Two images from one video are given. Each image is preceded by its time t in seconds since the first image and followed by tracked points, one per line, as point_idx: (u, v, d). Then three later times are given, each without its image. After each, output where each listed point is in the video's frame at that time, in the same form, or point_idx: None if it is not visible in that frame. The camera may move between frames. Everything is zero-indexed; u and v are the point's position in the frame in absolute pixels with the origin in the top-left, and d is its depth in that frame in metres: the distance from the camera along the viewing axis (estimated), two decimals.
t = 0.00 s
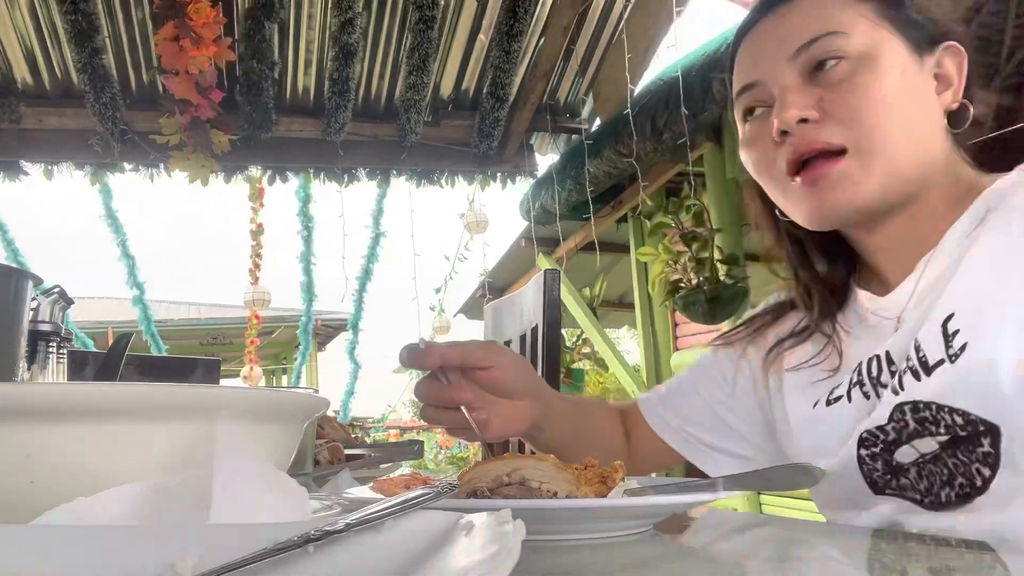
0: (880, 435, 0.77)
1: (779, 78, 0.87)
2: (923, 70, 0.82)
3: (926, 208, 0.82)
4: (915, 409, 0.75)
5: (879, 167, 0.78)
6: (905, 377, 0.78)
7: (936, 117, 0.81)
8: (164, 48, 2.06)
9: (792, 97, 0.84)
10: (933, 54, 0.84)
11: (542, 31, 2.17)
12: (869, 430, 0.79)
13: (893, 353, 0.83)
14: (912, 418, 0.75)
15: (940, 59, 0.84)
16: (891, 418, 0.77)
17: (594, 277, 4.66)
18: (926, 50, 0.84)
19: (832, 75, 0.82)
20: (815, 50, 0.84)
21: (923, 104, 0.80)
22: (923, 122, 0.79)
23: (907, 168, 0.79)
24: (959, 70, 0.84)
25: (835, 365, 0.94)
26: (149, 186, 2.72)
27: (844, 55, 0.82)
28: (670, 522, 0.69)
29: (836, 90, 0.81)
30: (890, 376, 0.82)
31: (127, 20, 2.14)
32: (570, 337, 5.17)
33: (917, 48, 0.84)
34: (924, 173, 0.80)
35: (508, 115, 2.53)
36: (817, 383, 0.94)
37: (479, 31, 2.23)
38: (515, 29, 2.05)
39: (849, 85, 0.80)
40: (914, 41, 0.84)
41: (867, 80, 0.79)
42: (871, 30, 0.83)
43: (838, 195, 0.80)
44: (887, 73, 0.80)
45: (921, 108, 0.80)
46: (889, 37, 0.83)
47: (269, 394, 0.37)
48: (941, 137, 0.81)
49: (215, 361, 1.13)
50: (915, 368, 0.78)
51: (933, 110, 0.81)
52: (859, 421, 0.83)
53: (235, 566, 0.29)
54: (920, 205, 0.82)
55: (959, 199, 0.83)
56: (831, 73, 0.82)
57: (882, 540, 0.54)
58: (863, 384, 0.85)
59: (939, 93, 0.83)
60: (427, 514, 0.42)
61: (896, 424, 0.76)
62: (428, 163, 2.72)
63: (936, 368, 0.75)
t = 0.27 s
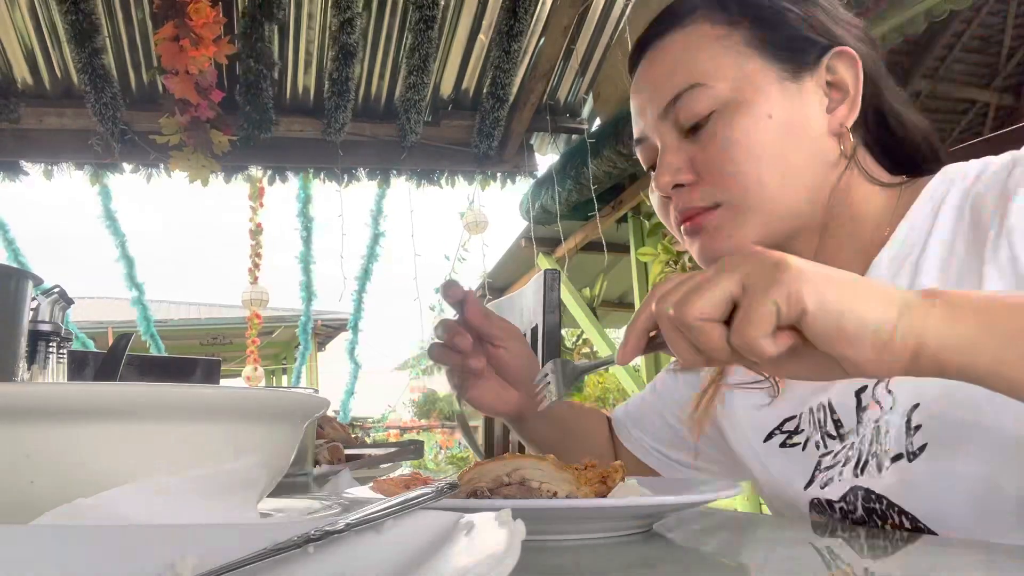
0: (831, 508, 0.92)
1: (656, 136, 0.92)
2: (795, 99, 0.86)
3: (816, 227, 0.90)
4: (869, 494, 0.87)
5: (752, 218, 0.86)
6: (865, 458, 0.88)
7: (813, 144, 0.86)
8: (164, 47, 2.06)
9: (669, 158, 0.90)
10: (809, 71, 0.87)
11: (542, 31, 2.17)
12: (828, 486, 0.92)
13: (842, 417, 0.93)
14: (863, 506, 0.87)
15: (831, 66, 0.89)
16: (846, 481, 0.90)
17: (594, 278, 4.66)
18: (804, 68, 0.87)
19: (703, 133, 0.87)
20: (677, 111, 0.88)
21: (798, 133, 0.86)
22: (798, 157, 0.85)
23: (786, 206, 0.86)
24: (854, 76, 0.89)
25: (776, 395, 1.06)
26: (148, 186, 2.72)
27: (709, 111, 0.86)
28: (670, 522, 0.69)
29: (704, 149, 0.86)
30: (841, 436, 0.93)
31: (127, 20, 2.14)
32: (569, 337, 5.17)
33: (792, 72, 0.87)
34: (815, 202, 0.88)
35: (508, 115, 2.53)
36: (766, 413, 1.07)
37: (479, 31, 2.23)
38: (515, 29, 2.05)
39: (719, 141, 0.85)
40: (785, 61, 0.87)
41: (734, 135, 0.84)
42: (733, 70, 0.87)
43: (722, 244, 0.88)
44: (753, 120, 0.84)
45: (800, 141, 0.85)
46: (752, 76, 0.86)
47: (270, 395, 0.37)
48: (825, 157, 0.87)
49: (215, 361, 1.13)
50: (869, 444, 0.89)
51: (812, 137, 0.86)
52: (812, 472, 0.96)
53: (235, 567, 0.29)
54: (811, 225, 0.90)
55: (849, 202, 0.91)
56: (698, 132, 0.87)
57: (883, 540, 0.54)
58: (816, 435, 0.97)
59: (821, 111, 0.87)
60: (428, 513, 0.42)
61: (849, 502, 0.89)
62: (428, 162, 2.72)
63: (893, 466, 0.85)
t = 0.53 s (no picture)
0: (833, 504, 0.86)
1: (665, 138, 0.94)
2: (808, 99, 0.86)
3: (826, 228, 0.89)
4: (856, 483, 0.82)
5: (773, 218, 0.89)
6: (860, 451, 0.84)
7: (826, 144, 0.86)
8: (165, 47, 2.07)
9: (675, 161, 0.93)
10: (819, 70, 0.87)
11: (542, 31, 2.17)
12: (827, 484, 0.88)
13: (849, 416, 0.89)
14: (862, 497, 0.82)
15: (843, 62, 0.88)
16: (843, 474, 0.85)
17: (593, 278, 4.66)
18: (814, 68, 0.87)
19: (713, 136, 0.88)
20: (686, 114, 0.89)
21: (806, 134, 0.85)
22: (808, 158, 0.85)
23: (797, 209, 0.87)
24: (865, 75, 0.88)
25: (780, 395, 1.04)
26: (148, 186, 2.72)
27: (720, 115, 0.86)
28: (670, 522, 0.69)
29: (714, 153, 0.88)
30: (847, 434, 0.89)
31: (127, 21, 2.14)
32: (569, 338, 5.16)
33: (799, 69, 0.86)
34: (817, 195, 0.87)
35: (508, 115, 2.53)
36: (774, 418, 1.04)
37: (479, 31, 2.23)
38: (515, 29, 2.05)
39: (731, 145, 0.86)
40: (797, 61, 0.87)
41: (745, 143, 0.85)
42: (747, 72, 0.86)
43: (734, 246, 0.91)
44: (764, 124, 0.85)
45: (808, 142, 0.85)
46: (765, 77, 0.86)
47: (270, 395, 0.37)
48: (838, 156, 0.86)
49: (215, 361, 1.13)
50: (865, 439, 0.84)
51: (824, 136, 0.86)
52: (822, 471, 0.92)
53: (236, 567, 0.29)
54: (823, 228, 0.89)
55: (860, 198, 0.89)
56: (707, 135, 0.88)
57: (883, 540, 0.54)
58: (823, 433, 0.94)
59: (833, 111, 0.87)
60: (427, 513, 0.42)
61: (848, 497, 0.84)
62: (428, 163, 2.72)
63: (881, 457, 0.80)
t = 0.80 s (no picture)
0: (825, 506, 0.91)
1: (653, 157, 0.91)
2: (793, 109, 0.87)
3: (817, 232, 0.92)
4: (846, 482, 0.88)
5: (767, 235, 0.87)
6: (847, 452, 0.90)
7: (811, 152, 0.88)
8: (165, 48, 2.07)
9: (665, 177, 0.90)
10: (804, 79, 0.88)
11: (542, 31, 2.17)
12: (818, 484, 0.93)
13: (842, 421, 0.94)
14: (852, 499, 0.87)
15: (825, 68, 0.91)
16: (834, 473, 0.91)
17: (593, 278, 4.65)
18: (799, 78, 0.88)
19: (704, 151, 0.86)
20: (674, 132, 0.87)
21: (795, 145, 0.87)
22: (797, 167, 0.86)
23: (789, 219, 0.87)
24: (846, 80, 0.91)
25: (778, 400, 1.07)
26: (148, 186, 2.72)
27: (709, 130, 0.85)
28: (670, 522, 0.68)
29: (707, 169, 0.86)
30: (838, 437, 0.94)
31: (127, 21, 2.14)
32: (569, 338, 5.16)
33: (782, 82, 0.87)
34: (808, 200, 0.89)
35: (508, 115, 2.53)
36: (770, 422, 1.07)
37: (479, 31, 2.23)
38: (515, 29, 2.05)
39: (723, 160, 0.85)
40: (779, 71, 0.87)
41: (737, 157, 0.84)
42: (731, 86, 0.86)
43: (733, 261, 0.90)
44: (752, 136, 0.84)
45: (797, 150, 0.87)
46: (750, 92, 0.85)
47: (270, 393, 0.37)
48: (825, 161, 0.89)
49: (215, 361, 1.13)
50: (852, 438, 0.90)
51: (810, 143, 0.88)
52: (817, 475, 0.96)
53: (236, 567, 0.29)
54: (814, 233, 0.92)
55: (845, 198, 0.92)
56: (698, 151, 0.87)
57: (884, 539, 0.54)
58: (814, 436, 0.98)
59: (818, 118, 0.89)
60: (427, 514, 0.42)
61: (837, 497, 0.89)
62: (428, 163, 2.72)
63: (866, 456, 0.86)
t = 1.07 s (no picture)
0: (827, 488, 0.89)
1: (681, 147, 0.90)
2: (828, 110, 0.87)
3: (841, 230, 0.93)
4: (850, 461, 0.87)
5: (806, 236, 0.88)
6: (849, 434, 0.89)
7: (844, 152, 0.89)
8: (165, 47, 2.07)
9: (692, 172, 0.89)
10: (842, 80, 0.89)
11: (542, 31, 2.17)
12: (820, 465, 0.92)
13: (847, 405, 0.93)
14: (855, 480, 0.86)
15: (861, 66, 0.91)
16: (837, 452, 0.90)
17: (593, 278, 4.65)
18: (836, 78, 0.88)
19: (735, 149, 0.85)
20: (707, 126, 0.85)
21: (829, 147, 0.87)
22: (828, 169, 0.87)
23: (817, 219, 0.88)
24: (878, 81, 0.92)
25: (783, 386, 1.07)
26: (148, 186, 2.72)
27: (742, 128, 0.84)
28: (669, 522, 0.68)
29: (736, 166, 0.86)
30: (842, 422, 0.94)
31: (127, 21, 2.14)
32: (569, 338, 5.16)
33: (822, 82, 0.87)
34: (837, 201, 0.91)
35: (508, 115, 2.53)
36: (776, 407, 1.07)
37: (479, 31, 2.23)
38: (515, 29, 2.05)
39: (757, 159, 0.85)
40: (817, 70, 0.88)
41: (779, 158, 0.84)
42: (769, 83, 0.85)
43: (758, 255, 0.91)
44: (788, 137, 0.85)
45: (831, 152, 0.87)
46: (785, 89, 0.85)
47: (271, 394, 0.37)
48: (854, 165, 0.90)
49: (215, 361, 1.13)
50: (856, 422, 0.89)
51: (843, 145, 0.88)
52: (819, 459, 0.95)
53: (237, 566, 0.29)
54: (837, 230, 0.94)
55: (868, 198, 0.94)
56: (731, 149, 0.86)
57: (885, 540, 0.54)
58: (817, 421, 0.98)
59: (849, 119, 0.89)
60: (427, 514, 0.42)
61: (840, 479, 0.87)
62: (428, 163, 2.72)
63: (871, 438, 0.85)
